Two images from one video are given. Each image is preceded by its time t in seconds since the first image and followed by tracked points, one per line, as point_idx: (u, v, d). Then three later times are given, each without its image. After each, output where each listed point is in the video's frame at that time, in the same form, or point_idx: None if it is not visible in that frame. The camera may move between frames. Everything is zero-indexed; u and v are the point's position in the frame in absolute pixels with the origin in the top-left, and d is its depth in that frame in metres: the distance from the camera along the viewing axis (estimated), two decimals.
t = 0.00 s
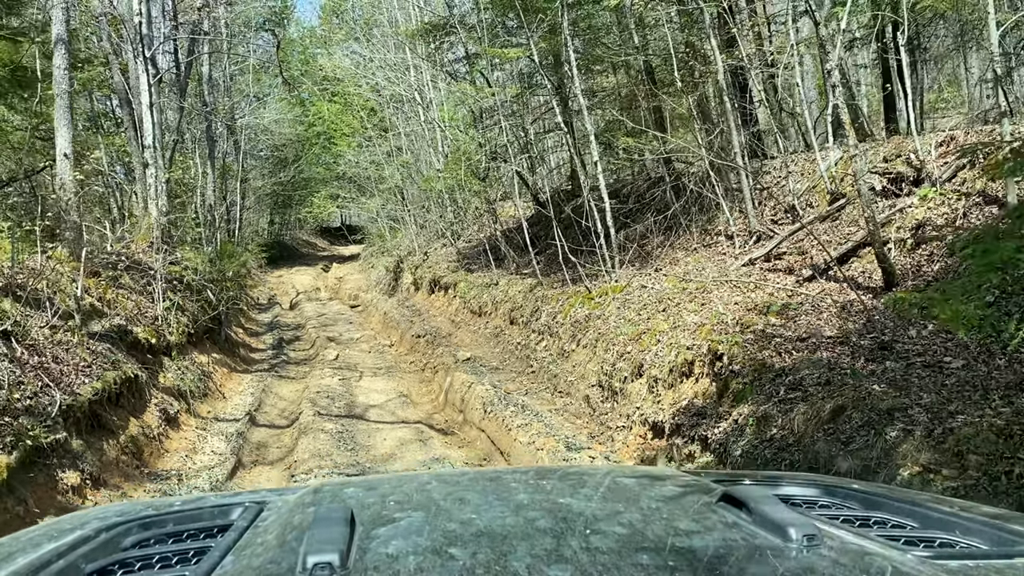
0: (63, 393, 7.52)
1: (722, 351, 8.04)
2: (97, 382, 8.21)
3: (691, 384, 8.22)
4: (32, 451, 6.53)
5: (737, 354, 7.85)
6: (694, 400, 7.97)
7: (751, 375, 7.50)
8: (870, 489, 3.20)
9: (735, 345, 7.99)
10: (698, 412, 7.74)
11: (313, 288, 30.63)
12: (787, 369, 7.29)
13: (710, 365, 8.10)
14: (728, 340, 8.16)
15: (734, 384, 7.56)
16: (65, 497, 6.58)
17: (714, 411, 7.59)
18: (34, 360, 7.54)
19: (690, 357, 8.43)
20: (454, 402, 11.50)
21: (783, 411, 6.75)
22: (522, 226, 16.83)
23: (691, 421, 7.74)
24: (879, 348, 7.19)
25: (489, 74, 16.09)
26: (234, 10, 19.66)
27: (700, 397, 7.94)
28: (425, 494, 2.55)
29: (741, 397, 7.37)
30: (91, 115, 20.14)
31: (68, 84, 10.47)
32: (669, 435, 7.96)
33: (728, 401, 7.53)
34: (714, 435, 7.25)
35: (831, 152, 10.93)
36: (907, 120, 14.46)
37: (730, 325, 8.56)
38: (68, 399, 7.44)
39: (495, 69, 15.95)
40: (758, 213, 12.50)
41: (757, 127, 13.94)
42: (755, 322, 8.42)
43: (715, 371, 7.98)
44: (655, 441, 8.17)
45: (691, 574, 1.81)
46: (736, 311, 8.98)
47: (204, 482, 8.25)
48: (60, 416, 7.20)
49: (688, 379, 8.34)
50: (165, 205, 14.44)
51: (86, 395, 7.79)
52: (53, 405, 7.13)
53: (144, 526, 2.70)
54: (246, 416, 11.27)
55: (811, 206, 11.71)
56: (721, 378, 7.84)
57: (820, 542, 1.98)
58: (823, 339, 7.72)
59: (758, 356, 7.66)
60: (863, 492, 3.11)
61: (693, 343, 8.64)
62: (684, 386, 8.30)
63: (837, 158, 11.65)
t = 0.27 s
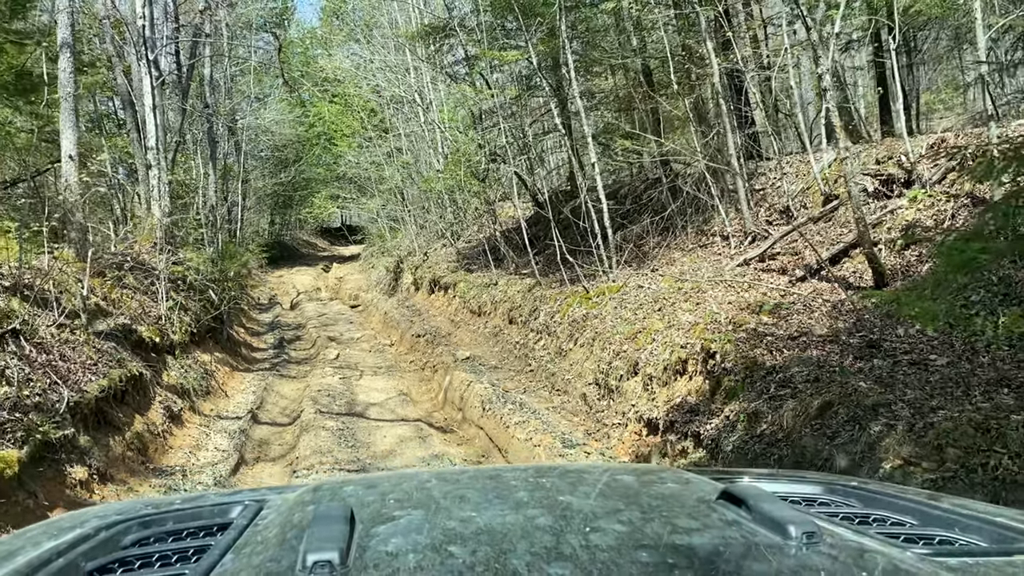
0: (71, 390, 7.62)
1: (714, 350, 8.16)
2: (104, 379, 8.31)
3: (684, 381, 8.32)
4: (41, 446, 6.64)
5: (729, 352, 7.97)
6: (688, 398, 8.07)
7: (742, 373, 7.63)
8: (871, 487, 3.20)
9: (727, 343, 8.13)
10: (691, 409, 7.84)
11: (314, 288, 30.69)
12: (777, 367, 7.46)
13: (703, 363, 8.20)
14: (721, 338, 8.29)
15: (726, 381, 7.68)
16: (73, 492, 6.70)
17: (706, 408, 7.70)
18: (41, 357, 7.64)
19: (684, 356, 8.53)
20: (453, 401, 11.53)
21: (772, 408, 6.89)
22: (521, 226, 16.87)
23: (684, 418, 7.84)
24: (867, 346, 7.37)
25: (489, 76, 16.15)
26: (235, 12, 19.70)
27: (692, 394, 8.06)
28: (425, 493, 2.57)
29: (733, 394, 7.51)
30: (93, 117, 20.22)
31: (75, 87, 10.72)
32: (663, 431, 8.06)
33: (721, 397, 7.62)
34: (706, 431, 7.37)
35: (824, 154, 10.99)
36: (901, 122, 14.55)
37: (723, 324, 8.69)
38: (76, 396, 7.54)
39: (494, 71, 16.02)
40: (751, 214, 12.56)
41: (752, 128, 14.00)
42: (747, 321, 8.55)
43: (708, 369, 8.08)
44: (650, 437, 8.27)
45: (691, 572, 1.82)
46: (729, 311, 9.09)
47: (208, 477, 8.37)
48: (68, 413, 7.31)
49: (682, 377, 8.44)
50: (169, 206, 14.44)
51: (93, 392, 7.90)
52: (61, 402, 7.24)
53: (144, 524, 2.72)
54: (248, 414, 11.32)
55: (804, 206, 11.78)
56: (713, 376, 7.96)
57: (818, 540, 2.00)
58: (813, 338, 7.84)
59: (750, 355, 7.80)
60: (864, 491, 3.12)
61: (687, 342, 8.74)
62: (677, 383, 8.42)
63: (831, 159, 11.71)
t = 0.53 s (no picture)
0: (79, 387, 7.78)
1: (706, 348, 8.29)
2: (112, 376, 8.44)
3: (678, 377, 8.43)
4: (53, 439, 6.81)
5: (720, 350, 8.11)
6: (681, 394, 8.18)
7: (733, 370, 7.76)
8: (873, 484, 3.20)
9: (719, 341, 8.27)
10: (682, 405, 7.95)
11: (314, 287, 30.76)
12: (767, 364, 7.57)
13: (697, 360, 8.30)
14: (712, 337, 8.44)
15: (717, 377, 7.81)
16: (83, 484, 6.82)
17: (698, 404, 7.82)
18: (51, 354, 7.87)
19: (677, 353, 8.63)
20: (452, 399, 11.56)
21: (761, 403, 7.01)
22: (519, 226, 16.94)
23: (676, 413, 7.95)
24: (853, 343, 7.52)
25: (489, 77, 16.21)
26: (236, 13, 19.82)
27: (684, 391, 8.18)
28: (427, 492, 2.53)
29: (724, 389, 7.64)
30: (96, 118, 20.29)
31: (80, 90, 10.80)
32: (657, 427, 8.16)
33: (712, 393, 7.76)
34: (697, 426, 7.50)
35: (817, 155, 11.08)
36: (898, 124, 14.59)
37: (716, 323, 8.83)
38: (85, 391, 7.71)
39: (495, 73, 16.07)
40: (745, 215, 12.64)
41: (747, 131, 14.08)
42: (738, 320, 8.70)
43: (701, 366, 8.19)
44: (644, 433, 8.36)
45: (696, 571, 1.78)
46: (721, 310, 9.23)
47: (214, 472, 8.45)
48: (77, 408, 7.45)
49: (675, 374, 8.55)
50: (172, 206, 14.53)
51: (100, 388, 8.01)
52: (71, 397, 7.40)
53: (147, 524, 2.72)
54: (251, 411, 11.35)
55: (797, 207, 11.86)
56: (705, 372, 8.08)
57: (821, 538, 1.98)
58: (802, 336, 7.98)
59: (741, 352, 7.93)
60: (866, 488, 3.12)
61: (681, 340, 8.86)
62: (669, 380, 8.54)
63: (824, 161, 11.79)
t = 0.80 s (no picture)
0: (86, 383, 7.83)
1: (698, 348, 8.37)
2: (117, 373, 8.49)
3: (670, 376, 8.51)
4: (62, 434, 6.85)
5: (711, 349, 8.19)
6: (673, 392, 8.25)
7: (723, 368, 7.84)
8: (876, 488, 3.21)
9: (710, 340, 8.36)
10: (674, 404, 8.02)
11: (315, 287, 30.78)
12: (755, 362, 7.65)
13: (689, 359, 8.38)
14: (704, 335, 8.54)
15: (708, 375, 7.89)
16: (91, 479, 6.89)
17: (690, 401, 7.89)
18: (59, 352, 7.93)
19: (670, 352, 8.70)
20: (450, 398, 11.57)
21: (750, 400, 7.12)
22: (517, 227, 16.99)
23: (669, 411, 8.03)
24: (841, 341, 7.60)
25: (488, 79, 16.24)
26: (236, 14, 19.86)
27: (677, 389, 8.25)
28: (428, 494, 2.51)
29: (716, 386, 7.71)
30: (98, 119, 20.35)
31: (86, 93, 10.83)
32: (650, 423, 8.21)
33: (704, 391, 7.85)
34: (689, 423, 7.58)
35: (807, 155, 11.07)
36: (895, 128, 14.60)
37: (708, 322, 8.91)
38: (92, 388, 7.76)
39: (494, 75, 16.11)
40: (738, 217, 12.69)
41: (741, 133, 14.13)
42: (729, 319, 8.80)
43: (693, 365, 8.27)
44: (637, 430, 8.41)
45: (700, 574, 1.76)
46: (713, 309, 9.33)
47: (216, 468, 8.49)
48: (84, 404, 7.50)
49: (668, 372, 8.61)
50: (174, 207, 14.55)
51: (107, 385, 8.06)
52: (79, 393, 7.46)
53: (150, 527, 2.74)
54: (252, 409, 11.37)
55: (790, 209, 11.92)
56: (697, 370, 8.16)
57: (824, 540, 1.95)
58: (791, 335, 8.07)
59: (732, 350, 8.01)
60: (869, 492, 3.14)
61: (674, 339, 8.94)
62: (661, 378, 8.61)
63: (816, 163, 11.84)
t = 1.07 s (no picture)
0: (92, 380, 7.89)
1: (687, 347, 8.59)
2: (122, 370, 8.56)
3: (660, 374, 8.74)
4: (70, 428, 6.91)
5: (700, 348, 8.43)
6: (663, 390, 8.49)
7: (711, 367, 8.08)
8: (875, 493, 3.15)
9: (699, 339, 8.60)
10: (663, 401, 8.27)
11: (315, 287, 30.85)
12: (741, 361, 7.89)
13: (678, 358, 8.60)
14: (693, 335, 8.76)
15: (697, 373, 8.14)
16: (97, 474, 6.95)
17: (679, 399, 8.13)
18: (65, 349, 7.96)
19: (660, 351, 8.91)
20: (448, 395, 11.62)
21: (735, 398, 7.37)
22: (515, 228, 17.09)
23: (658, 408, 8.25)
24: (825, 341, 7.80)
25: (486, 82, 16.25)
26: (238, 16, 19.94)
27: (666, 387, 8.48)
28: (427, 494, 2.54)
29: (703, 384, 7.97)
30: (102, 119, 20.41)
31: (90, 95, 10.88)
32: (640, 421, 8.44)
33: (691, 388, 8.11)
34: (677, 420, 7.83)
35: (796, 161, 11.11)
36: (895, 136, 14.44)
37: (698, 323, 9.15)
38: (98, 384, 7.82)
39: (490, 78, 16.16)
40: (730, 219, 12.81)
41: (734, 137, 14.22)
42: (718, 319, 9.03)
43: (682, 363, 8.51)
44: (629, 427, 8.66)
45: None
46: (703, 310, 9.55)
47: (218, 463, 8.56)
48: (90, 400, 7.56)
49: (658, 371, 8.83)
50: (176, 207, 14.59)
51: (112, 381, 8.15)
52: (85, 389, 7.51)
53: (147, 525, 2.76)
54: (253, 405, 11.43)
55: (782, 211, 12.03)
56: (686, 369, 8.39)
57: (822, 546, 1.94)
58: (778, 334, 8.30)
59: (720, 349, 8.25)
60: (867, 497, 3.09)
61: (665, 338, 9.15)
62: (651, 377, 8.83)
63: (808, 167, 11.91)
